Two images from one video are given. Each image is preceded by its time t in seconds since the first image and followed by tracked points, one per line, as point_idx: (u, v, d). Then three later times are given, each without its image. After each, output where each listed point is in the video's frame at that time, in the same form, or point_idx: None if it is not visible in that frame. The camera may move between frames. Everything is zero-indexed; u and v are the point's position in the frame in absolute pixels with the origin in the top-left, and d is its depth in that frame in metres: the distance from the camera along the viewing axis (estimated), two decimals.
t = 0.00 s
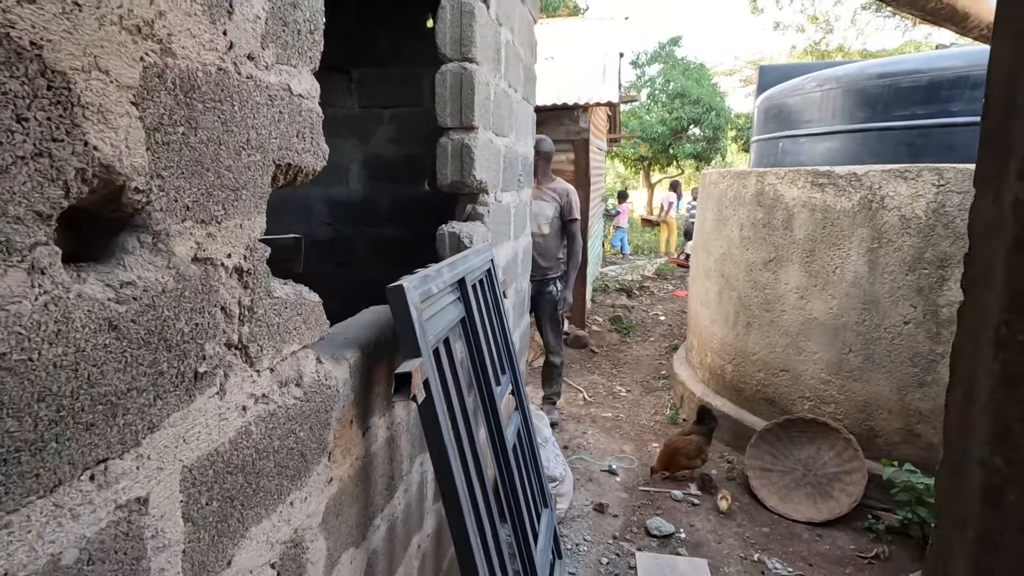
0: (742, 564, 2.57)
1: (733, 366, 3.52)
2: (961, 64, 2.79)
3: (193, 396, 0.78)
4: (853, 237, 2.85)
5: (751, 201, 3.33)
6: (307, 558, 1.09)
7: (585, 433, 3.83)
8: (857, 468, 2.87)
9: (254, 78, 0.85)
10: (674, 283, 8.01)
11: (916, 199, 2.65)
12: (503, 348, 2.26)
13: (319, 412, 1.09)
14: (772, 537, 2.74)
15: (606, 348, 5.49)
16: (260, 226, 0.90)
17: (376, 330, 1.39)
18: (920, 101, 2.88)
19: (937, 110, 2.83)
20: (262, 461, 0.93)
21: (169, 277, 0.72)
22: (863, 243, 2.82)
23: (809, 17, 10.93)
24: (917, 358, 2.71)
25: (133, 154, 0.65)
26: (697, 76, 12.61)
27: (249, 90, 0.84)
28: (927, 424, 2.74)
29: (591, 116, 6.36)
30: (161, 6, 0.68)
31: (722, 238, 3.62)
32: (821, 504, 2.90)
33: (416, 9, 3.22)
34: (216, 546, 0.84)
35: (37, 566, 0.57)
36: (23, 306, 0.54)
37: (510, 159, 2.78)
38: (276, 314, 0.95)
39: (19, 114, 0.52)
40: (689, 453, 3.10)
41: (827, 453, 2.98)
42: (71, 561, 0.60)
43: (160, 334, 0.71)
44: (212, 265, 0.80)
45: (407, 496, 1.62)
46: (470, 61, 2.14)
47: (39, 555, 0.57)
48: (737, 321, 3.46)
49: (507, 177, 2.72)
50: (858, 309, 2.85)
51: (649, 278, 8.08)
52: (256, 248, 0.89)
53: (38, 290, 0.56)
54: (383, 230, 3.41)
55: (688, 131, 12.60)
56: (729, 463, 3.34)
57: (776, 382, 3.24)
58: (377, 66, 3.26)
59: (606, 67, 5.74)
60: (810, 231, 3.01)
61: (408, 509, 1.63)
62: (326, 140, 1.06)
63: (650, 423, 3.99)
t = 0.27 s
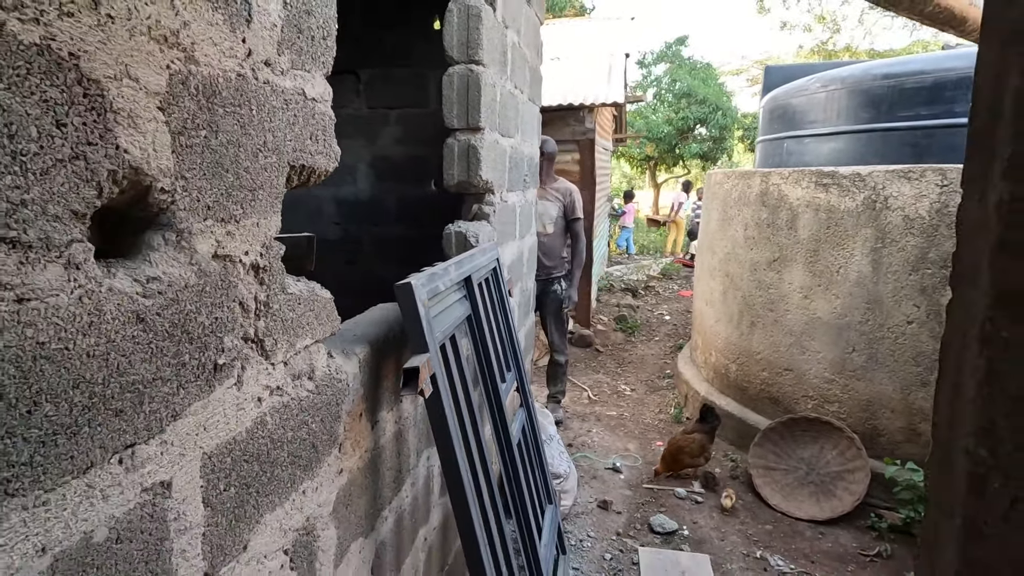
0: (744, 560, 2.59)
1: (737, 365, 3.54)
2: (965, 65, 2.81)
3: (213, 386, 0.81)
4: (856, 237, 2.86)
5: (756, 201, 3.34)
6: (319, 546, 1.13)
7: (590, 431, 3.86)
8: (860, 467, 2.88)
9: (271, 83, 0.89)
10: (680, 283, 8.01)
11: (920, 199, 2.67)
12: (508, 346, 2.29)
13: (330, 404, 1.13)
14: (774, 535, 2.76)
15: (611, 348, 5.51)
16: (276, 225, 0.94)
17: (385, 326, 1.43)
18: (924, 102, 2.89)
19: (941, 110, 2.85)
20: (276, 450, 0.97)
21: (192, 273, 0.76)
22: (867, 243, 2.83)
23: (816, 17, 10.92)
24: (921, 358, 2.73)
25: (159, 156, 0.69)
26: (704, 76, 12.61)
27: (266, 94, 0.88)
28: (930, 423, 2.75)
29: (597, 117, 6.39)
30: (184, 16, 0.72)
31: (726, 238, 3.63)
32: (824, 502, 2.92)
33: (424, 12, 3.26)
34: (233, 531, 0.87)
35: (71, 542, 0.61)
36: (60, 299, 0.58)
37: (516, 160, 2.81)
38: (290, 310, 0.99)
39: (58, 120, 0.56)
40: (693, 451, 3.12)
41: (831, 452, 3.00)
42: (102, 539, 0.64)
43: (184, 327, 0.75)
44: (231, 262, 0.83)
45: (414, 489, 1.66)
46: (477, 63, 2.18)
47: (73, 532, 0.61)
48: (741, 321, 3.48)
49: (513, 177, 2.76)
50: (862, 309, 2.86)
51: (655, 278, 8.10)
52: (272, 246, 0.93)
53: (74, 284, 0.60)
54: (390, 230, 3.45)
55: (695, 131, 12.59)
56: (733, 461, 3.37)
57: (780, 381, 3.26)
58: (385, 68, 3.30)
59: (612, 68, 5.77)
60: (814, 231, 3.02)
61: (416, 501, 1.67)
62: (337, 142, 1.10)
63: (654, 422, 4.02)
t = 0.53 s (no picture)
0: (744, 554, 2.59)
1: (739, 361, 3.54)
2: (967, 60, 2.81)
3: (211, 362, 0.84)
4: (858, 231, 2.87)
5: (758, 196, 3.34)
6: (316, 526, 1.15)
7: (592, 426, 3.87)
8: (860, 461, 2.89)
9: (269, 69, 0.91)
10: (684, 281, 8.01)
11: (921, 193, 2.67)
12: (508, 338, 2.31)
13: (327, 386, 1.15)
14: (775, 529, 2.77)
15: (614, 344, 5.52)
16: (273, 208, 0.96)
17: (384, 314, 1.45)
18: (926, 97, 2.89)
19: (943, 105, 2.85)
20: (273, 429, 0.99)
21: (190, 251, 0.78)
22: (868, 238, 2.83)
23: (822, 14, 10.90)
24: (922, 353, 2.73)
25: (158, 136, 0.71)
26: (709, 74, 12.60)
27: (264, 80, 0.90)
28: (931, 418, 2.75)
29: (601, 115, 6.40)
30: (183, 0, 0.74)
31: (728, 234, 3.64)
32: (824, 497, 2.92)
33: (427, 8, 3.29)
34: (231, 505, 0.90)
35: (73, 505, 0.63)
36: (62, 269, 0.61)
37: (517, 155, 2.83)
38: (287, 292, 1.01)
39: (60, 97, 0.59)
40: (694, 445, 3.13)
41: (832, 447, 3.00)
42: (103, 504, 0.67)
43: (182, 303, 0.77)
44: (229, 242, 0.86)
45: (413, 476, 1.68)
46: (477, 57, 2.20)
47: (75, 495, 0.63)
48: (743, 316, 3.48)
49: (514, 172, 2.77)
50: (863, 304, 2.86)
51: (658, 276, 8.09)
52: (269, 228, 0.95)
53: (75, 256, 0.62)
54: (393, 225, 3.47)
55: (700, 129, 12.58)
56: (734, 457, 3.37)
57: (782, 376, 3.26)
58: (388, 64, 3.33)
59: (615, 65, 5.78)
60: (816, 226, 3.02)
61: (414, 488, 1.69)
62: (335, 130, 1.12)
63: (656, 417, 4.03)
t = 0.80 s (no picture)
0: (741, 546, 2.59)
1: (738, 356, 3.52)
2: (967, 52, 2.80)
3: (193, 332, 0.84)
4: (857, 224, 2.86)
5: (757, 190, 3.33)
6: (304, 504, 1.16)
7: (591, 421, 3.86)
8: (859, 455, 2.88)
9: (254, 44, 0.91)
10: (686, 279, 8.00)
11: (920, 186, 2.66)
12: (504, 328, 2.32)
13: (316, 365, 1.16)
14: (772, 523, 2.76)
15: (615, 341, 5.52)
16: (259, 184, 0.97)
17: (376, 298, 1.46)
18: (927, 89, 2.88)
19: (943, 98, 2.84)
20: (259, 404, 1.00)
21: (173, 220, 0.79)
22: (868, 231, 2.82)
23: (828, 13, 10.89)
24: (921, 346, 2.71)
25: (139, 104, 0.72)
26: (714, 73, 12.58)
27: (249, 55, 0.91)
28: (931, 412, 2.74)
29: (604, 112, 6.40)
30: None
31: (728, 228, 3.62)
32: (823, 491, 2.91)
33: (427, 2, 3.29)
34: (215, 477, 0.90)
35: (50, 465, 0.64)
36: (39, 230, 0.61)
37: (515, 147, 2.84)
38: (274, 269, 1.02)
39: (37, 59, 0.59)
40: (692, 438, 3.13)
41: (831, 441, 2.99)
42: (81, 467, 0.67)
43: (164, 271, 0.78)
44: (213, 215, 0.86)
45: (405, 461, 1.68)
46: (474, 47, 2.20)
47: (52, 455, 0.64)
48: (742, 311, 3.47)
49: (512, 164, 2.78)
50: (863, 297, 2.85)
51: (661, 274, 8.09)
52: (255, 204, 0.96)
53: (53, 218, 0.63)
54: (392, 218, 3.48)
55: (705, 128, 12.56)
56: (733, 451, 3.36)
57: (781, 371, 3.24)
58: (388, 58, 3.34)
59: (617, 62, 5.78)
60: (815, 219, 3.01)
61: (407, 474, 1.69)
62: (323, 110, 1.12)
63: (655, 413, 4.02)
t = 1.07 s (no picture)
0: (745, 550, 2.52)
1: (743, 356, 3.45)
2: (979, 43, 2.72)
3: (157, 323, 0.79)
4: (865, 220, 2.78)
5: (763, 186, 3.25)
6: (284, 505, 1.11)
7: (592, 421, 3.80)
8: (867, 458, 2.80)
9: (225, 19, 0.86)
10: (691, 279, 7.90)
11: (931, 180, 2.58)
12: (501, 324, 2.26)
13: (297, 360, 1.11)
14: (778, 526, 2.69)
15: (618, 341, 5.45)
16: (232, 169, 0.92)
17: (364, 293, 1.41)
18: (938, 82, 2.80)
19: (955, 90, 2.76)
20: (233, 400, 0.94)
21: (133, 203, 0.74)
22: (877, 227, 2.75)
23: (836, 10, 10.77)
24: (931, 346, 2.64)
25: (92, 76, 0.67)
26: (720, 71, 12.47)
27: (220, 30, 0.86)
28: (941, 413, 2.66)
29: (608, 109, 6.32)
30: None
31: (733, 225, 3.55)
32: (829, 494, 2.84)
33: None
34: (182, 477, 0.85)
35: None
36: None
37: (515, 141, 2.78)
38: (249, 258, 0.97)
39: None
40: (694, 440, 3.06)
41: (838, 443, 2.91)
42: (24, 465, 0.62)
43: (122, 257, 0.73)
44: (179, 198, 0.82)
45: (396, 461, 1.63)
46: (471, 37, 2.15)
47: None
48: (747, 309, 3.40)
49: (512, 158, 2.72)
50: (871, 295, 2.78)
51: (665, 274, 8.00)
52: (228, 188, 0.91)
53: None
54: (391, 214, 3.43)
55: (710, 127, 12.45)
56: (737, 453, 3.29)
57: (787, 371, 3.17)
58: (386, 52, 3.29)
59: (621, 58, 5.71)
60: (823, 216, 2.94)
61: (398, 474, 1.64)
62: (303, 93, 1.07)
63: (658, 413, 3.95)
